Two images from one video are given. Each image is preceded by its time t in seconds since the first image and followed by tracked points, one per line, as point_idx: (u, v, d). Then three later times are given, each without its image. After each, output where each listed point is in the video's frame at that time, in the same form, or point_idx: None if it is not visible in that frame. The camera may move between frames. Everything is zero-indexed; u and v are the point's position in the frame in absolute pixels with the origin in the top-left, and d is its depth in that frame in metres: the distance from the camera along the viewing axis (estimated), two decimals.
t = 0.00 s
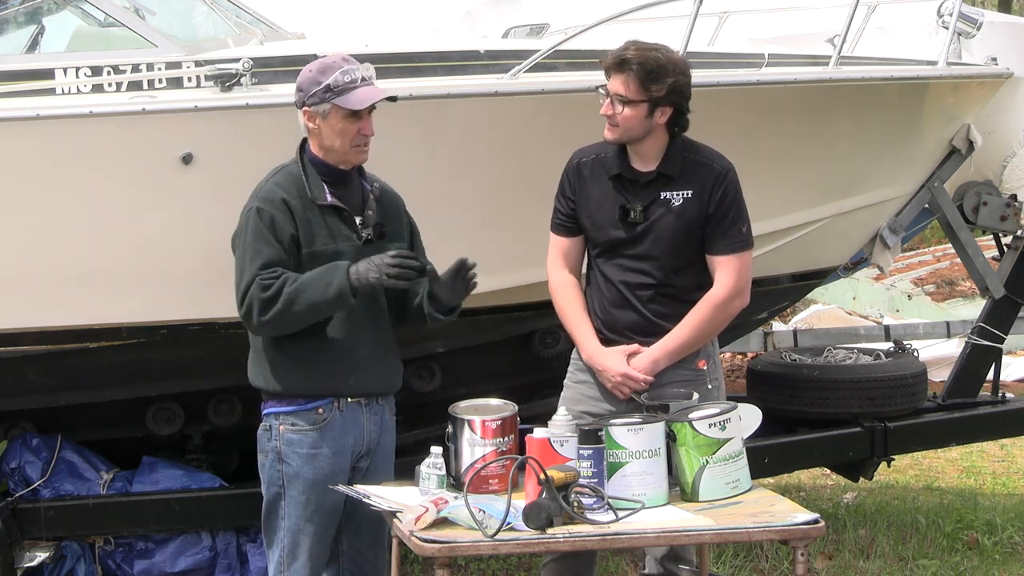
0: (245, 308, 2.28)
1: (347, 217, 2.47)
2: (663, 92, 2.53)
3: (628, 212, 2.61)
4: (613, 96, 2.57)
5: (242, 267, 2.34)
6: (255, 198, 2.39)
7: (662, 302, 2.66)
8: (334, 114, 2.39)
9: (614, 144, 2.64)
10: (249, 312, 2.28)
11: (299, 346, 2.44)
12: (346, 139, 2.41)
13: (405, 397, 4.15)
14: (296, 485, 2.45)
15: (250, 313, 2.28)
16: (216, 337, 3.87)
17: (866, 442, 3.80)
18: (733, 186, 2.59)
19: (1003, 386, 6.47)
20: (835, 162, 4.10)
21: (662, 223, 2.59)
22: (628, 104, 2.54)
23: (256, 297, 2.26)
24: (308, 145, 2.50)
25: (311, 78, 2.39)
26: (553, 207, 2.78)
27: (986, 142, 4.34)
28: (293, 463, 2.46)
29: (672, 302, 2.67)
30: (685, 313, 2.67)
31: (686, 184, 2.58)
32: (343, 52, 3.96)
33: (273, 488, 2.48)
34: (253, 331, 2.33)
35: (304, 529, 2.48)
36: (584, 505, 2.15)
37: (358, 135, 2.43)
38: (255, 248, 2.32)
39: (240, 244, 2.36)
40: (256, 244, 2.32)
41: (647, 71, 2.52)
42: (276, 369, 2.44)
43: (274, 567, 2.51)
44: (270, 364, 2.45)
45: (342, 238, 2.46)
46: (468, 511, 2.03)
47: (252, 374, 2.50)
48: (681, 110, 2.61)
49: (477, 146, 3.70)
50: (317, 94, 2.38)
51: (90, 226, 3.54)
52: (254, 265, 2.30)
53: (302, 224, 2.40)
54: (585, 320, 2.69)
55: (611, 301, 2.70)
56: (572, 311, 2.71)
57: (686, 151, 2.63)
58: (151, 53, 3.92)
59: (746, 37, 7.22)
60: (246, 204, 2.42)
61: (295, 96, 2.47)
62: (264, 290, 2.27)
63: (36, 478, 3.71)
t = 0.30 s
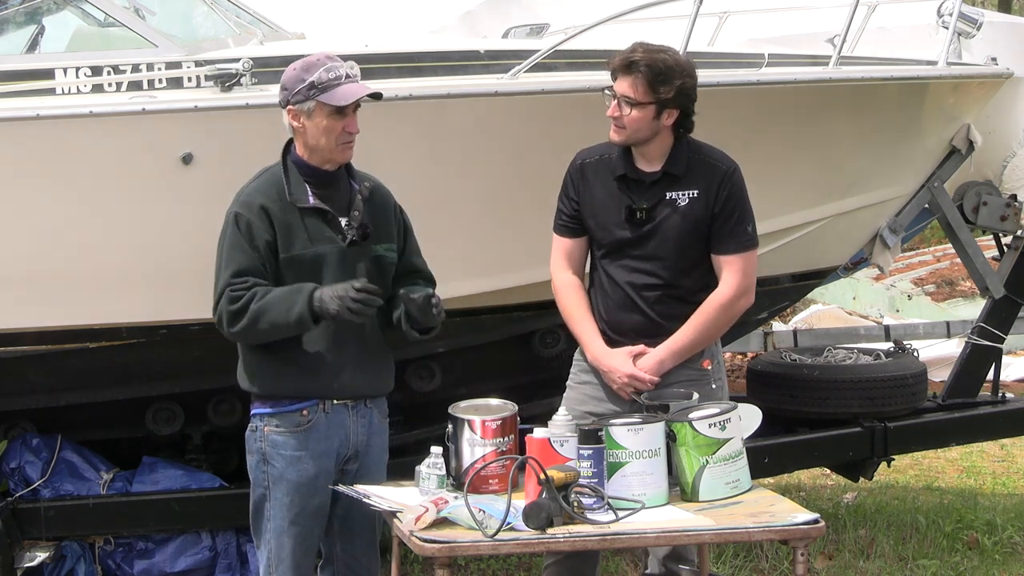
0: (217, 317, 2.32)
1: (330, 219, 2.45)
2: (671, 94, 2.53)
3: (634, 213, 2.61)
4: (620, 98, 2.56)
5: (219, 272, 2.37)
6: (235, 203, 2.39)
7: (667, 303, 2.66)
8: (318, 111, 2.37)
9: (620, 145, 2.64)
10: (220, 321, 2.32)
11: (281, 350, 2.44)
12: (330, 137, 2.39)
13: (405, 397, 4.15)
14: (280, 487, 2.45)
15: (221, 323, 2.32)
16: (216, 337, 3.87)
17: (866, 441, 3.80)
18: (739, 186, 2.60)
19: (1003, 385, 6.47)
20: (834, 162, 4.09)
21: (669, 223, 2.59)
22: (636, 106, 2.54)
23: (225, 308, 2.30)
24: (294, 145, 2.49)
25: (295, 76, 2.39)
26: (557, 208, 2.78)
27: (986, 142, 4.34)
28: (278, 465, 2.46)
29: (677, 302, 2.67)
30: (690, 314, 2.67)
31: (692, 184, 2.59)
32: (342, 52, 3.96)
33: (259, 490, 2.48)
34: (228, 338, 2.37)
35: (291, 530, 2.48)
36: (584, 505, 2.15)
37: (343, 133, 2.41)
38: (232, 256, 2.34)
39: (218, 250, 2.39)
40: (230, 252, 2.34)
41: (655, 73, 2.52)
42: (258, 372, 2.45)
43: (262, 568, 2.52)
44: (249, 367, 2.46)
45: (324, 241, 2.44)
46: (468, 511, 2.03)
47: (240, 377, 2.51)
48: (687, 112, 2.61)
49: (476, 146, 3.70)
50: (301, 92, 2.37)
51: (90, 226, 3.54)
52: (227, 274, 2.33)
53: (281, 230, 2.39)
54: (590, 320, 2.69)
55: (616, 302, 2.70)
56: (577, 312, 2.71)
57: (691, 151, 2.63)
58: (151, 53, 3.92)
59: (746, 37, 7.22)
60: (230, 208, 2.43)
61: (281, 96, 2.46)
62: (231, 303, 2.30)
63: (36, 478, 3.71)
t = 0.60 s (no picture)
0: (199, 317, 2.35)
1: (320, 222, 2.44)
2: (679, 97, 2.54)
3: (637, 213, 2.61)
4: (627, 99, 2.56)
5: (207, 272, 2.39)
6: (227, 204, 2.40)
7: (666, 304, 2.66)
8: (320, 115, 2.37)
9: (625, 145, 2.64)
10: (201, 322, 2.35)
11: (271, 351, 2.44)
12: (327, 141, 2.39)
13: (405, 397, 4.15)
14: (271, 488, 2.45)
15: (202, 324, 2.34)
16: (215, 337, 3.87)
17: (866, 442, 3.80)
18: (743, 188, 2.60)
19: (1003, 385, 6.47)
20: (834, 162, 4.10)
21: (672, 224, 2.59)
22: (643, 107, 2.54)
23: (205, 311, 2.32)
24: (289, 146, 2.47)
25: (299, 78, 2.38)
26: (559, 205, 2.77)
27: (987, 142, 4.34)
28: (268, 466, 2.46)
29: (676, 304, 2.66)
30: (689, 315, 2.67)
31: (696, 186, 2.59)
32: (342, 52, 3.96)
33: (250, 491, 2.48)
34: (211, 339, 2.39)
35: (283, 532, 2.48)
36: (584, 505, 2.15)
37: (342, 138, 2.41)
38: (219, 257, 2.35)
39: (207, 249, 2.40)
40: (216, 254, 2.36)
41: (665, 76, 2.52)
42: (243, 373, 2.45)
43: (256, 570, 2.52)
44: (236, 367, 2.46)
45: (314, 244, 2.43)
46: (468, 511, 2.03)
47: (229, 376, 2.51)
48: (694, 115, 2.62)
49: (475, 146, 3.70)
50: (304, 94, 2.36)
51: (89, 226, 3.54)
52: (211, 276, 2.34)
53: (270, 232, 2.39)
54: (589, 321, 2.69)
55: (615, 302, 2.70)
56: (575, 311, 2.71)
57: (696, 153, 2.63)
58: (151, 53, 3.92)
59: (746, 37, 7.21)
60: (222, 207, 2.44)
61: (279, 96, 2.45)
62: (211, 306, 2.32)
63: (36, 478, 3.71)
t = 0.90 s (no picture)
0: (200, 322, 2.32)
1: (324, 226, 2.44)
2: (682, 97, 2.54)
3: (639, 213, 2.61)
4: (630, 99, 2.55)
5: (207, 275, 2.36)
6: (228, 205, 2.38)
7: (667, 305, 2.66)
8: (330, 118, 2.37)
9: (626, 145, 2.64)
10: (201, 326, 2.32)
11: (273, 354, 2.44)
12: (338, 145, 2.40)
13: (405, 397, 4.15)
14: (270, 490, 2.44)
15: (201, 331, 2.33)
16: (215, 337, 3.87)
17: (866, 442, 3.79)
18: (743, 189, 2.60)
19: (1002, 385, 6.47)
20: (834, 162, 4.09)
21: (673, 224, 2.59)
22: (645, 107, 2.54)
23: (207, 322, 2.29)
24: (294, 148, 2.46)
25: (310, 81, 2.38)
26: (559, 204, 2.77)
27: (987, 142, 4.34)
28: (266, 467, 2.45)
29: (676, 304, 2.66)
30: (689, 316, 2.67)
31: (698, 186, 2.59)
32: (342, 52, 3.96)
33: (248, 493, 2.48)
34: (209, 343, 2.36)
35: (283, 533, 2.47)
36: (584, 505, 2.15)
37: (350, 143, 2.42)
38: (221, 262, 2.32)
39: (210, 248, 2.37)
40: (221, 259, 2.32)
41: (667, 77, 2.52)
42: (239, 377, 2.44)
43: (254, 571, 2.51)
44: (233, 369, 2.45)
45: (317, 248, 2.42)
46: (468, 511, 2.03)
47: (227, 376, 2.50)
48: (696, 116, 2.62)
49: (475, 146, 3.70)
50: (315, 97, 2.36)
51: (89, 226, 3.54)
52: (214, 281, 2.31)
53: (273, 235, 2.38)
54: (590, 323, 2.69)
55: (615, 302, 2.70)
56: (576, 311, 2.71)
57: (697, 153, 2.63)
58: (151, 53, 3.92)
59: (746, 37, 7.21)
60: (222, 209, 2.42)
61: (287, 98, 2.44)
62: (213, 320, 2.29)
63: (36, 478, 3.71)
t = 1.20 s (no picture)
0: (216, 322, 2.30)
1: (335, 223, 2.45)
2: (682, 97, 2.54)
3: (640, 214, 2.61)
4: (630, 99, 2.56)
5: (220, 273, 2.35)
6: (242, 204, 2.37)
7: (667, 305, 2.66)
8: (343, 118, 2.36)
9: (627, 145, 2.64)
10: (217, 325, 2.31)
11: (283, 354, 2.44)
12: (350, 145, 2.39)
13: (405, 397, 4.15)
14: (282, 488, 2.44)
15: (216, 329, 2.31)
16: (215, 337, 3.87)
17: (866, 442, 3.79)
18: (744, 189, 2.60)
19: (1002, 386, 6.47)
20: (834, 162, 4.09)
21: (674, 225, 2.59)
22: (645, 108, 2.54)
23: (224, 321, 2.28)
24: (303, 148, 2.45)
25: (322, 81, 2.36)
26: (560, 205, 2.77)
27: (987, 142, 4.34)
28: (278, 466, 2.45)
29: (677, 304, 2.66)
30: (689, 316, 2.67)
31: (699, 186, 2.59)
32: (343, 52, 3.96)
33: (258, 492, 2.47)
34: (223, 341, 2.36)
35: (293, 531, 2.47)
36: (584, 505, 2.15)
37: (362, 142, 2.42)
38: (235, 261, 2.31)
39: (224, 246, 2.36)
40: (237, 257, 2.31)
41: (667, 76, 2.52)
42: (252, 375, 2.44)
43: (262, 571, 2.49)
44: (246, 369, 2.45)
45: (330, 247, 2.43)
46: (468, 511, 2.03)
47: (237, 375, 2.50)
48: (697, 115, 2.61)
49: (475, 146, 3.70)
50: (327, 97, 2.35)
51: (89, 226, 3.54)
52: (231, 281, 2.30)
53: (286, 234, 2.37)
54: (591, 324, 2.69)
55: (615, 302, 2.70)
56: (576, 312, 2.71)
57: (698, 153, 2.63)
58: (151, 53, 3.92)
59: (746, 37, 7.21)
60: (234, 206, 2.41)
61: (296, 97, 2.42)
62: (230, 319, 2.28)
63: (36, 478, 3.71)
